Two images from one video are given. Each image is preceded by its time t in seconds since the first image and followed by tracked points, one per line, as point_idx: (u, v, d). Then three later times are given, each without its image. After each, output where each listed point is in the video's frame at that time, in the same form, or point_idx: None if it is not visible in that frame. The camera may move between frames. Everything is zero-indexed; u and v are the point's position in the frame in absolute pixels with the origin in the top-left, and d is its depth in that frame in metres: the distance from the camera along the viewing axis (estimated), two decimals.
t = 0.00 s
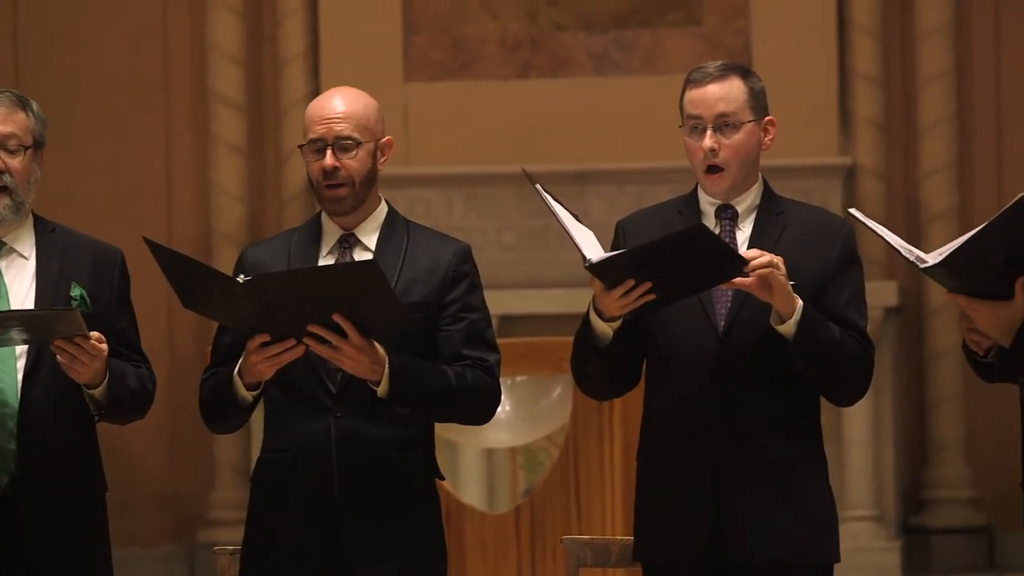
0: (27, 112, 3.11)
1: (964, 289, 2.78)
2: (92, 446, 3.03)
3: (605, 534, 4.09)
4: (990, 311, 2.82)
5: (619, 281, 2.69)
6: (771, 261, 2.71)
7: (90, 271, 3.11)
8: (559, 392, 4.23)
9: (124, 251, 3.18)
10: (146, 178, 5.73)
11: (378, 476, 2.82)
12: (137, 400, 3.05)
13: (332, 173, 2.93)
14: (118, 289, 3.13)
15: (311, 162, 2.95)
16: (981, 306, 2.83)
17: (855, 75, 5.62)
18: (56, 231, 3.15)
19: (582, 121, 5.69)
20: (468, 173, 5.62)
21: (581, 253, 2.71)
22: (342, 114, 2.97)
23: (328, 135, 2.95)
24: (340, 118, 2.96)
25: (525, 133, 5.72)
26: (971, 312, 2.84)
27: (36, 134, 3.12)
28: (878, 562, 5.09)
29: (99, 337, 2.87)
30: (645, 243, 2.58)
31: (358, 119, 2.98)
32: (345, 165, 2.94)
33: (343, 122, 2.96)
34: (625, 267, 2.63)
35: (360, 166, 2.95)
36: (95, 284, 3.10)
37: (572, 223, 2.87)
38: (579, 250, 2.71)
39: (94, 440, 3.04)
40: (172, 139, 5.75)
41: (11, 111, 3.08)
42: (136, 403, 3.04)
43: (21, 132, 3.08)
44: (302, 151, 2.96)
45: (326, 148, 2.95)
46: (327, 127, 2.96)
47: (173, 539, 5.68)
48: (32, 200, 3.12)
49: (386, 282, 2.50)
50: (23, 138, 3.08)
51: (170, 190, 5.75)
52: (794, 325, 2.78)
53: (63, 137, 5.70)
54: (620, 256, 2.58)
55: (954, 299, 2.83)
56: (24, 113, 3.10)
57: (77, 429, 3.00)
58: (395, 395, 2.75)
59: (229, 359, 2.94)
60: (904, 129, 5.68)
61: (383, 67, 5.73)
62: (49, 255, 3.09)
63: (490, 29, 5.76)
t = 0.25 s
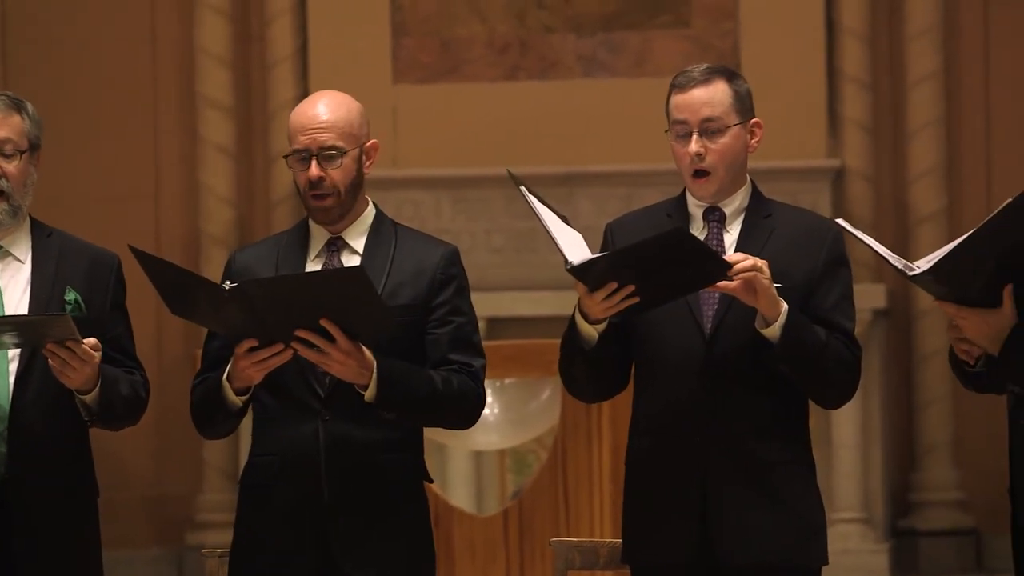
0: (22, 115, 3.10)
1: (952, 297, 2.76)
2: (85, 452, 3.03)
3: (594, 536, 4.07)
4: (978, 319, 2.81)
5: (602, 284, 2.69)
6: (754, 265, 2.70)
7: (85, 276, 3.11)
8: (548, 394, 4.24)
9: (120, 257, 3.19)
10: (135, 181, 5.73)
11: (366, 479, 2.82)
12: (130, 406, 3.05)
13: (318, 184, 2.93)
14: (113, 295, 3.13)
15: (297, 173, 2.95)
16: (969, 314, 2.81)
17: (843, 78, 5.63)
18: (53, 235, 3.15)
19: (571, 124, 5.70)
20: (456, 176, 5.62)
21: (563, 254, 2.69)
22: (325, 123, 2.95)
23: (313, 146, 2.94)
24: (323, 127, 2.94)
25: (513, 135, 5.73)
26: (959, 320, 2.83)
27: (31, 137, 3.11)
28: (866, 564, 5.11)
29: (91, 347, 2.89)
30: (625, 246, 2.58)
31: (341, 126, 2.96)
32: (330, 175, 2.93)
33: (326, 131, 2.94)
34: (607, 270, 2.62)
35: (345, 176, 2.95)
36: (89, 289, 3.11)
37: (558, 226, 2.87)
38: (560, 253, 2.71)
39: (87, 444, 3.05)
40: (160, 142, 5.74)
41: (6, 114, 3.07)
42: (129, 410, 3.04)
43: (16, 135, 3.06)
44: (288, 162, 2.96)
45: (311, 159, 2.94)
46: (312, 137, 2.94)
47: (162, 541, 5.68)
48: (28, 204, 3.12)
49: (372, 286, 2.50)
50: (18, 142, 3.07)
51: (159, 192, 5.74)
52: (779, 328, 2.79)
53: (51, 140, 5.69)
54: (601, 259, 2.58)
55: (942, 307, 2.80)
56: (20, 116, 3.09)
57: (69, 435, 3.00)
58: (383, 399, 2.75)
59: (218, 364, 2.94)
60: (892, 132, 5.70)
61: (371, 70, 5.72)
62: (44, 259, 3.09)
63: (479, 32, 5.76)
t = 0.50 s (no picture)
0: (16, 117, 3.10)
1: (937, 298, 2.72)
2: (76, 455, 3.02)
3: (582, 536, 4.07)
4: (962, 321, 2.76)
5: (586, 284, 2.69)
6: (740, 267, 2.71)
7: (79, 278, 3.11)
8: (536, 395, 4.25)
9: (115, 260, 3.18)
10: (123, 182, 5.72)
11: (354, 480, 2.81)
12: (123, 409, 3.03)
13: (313, 189, 2.91)
14: (106, 297, 3.12)
15: (291, 178, 2.93)
16: (953, 316, 2.76)
17: (831, 80, 5.64)
18: (48, 237, 3.15)
19: (560, 124, 5.70)
20: (445, 177, 5.61)
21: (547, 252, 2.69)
22: (320, 129, 2.94)
23: (308, 152, 2.93)
24: (318, 132, 2.93)
25: (502, 136, 5.73)
26: (942, 321, 2.78)
27: (25, 140, 3.12)
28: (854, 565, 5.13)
29: (82, 346, 2.87)
30: (609, 247, 2.58)
31: (336, 131, 2.96)
32: (325, 181, 2.92)
33: (321, 137, 2.93)
34: (591, 270, 2.62)
35: (340, 181, 2.94)
36: (83, 291, 3.10)
37: (545, 225, 2.87)
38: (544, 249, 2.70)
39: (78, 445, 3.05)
40: (148, 143, 5.73)
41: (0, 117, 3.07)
42: (121, 413, 3.03)
43: (9, 137, 3.07)
44: (280, 167, 2.94)
45: (305, 164, 2.92)
46: (306, 143, 2.93)
47: (150, 542, 5.67)
48: (21, 206, 3.12)
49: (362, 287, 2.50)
50: (12, 144, 3.07)
51: (147, 193, 5.73)
52: (765, 330, 2.79)
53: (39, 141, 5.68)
54: (585, 259, 2.59)
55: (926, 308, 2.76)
56: (14, 118, 3.09)
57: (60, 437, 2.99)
58: (372, 401, 2.75)
59: (207, 364, 2.94)
60: (880, 133, 5.71)
61: (360, 70, 5.72)
62: (39, 261, 3.10)
63: (467, 32, 5.75)
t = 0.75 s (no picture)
0: (13, 120, 3.07)
1: (913, 288, 2.62)
2: (71, 457, 3.02)
3: (574, 536, 4.07)
4: (939, 311, 2.66)
5: (575, 286, 2.70)
6: (730, 271, 2.73)
7: (75, 280, 3.11)
8: (529, 396, 4.26)
9: (111, 262, 3.18)
10: (115, 183, 5.71)
11: (347, 480, 2.82)
12: (118, 411, 3.04)
13: (318, 191, 2.92)
14: (103, 299, 3.13)
15: (295, 177, 2.93)
16: (931, 305, 2.66)
17: (823, 82, 5.65)
18: (44, 238, 3.15)
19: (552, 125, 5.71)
20: (437, 178, 5.62)
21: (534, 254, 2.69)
22: (327, 131, 2.95)
23: (315, 154, 2.93)
24: (325, 134, 2.94)
25: (494, 137, 5.73)
26: (919, 310, 2.68)
27: (21, 142, 3.08)
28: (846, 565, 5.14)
29: (76, 350, 2.87)
30: (598, 250, 2.58)
31: (342, 134, 2.96)
32: (331, 184, 2.93)
33: (328, 139, 2.94)
34: (581, 272, 2.63)
35: (344, 184, 2.95)
36: (79, 293, 3.10)
37: (537, 225, 2.88)
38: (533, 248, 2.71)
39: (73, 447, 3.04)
40: (141, 144, 5.73)
41: None
42: (117, 415, 3.03)
43: (4, 139, 3.03)
44: (285, 166, 2.94)
45: (312, 166, 2.93)
46: (313, 144, 2.93)
47: (142, 543, 5.66)
48: (17, 209, 3.10)
49: (360, 282, 2.50)
50: (6, 149, 3.04)
51: (139, 194, 5.73)
52: (755, 333, 2.80)
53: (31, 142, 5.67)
54: (575, 261, 2.59)
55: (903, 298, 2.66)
56: (11, 121, 3.06)
57: (55, 438, 2.99)
58: (367, 399, 2.75)
59: (201, 362, 2.94)
60: (871, 135, 5.72)
61: (352, 71, 5.72)
62: (36, 263, 3.10)
63: (459, 34, 5.76)
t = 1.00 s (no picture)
0: (8, 120, 3.06)
1: (877, 282, 2.67)
2: (65, 459, 3.02)
3: (564, 537, 4.09)
4: (903, 303, 2.72)
5: (563, 283, 2.70)
6: (719, 270, 2.72)
7: (70, 281, 3.11)
8: (519, 396, 4.22)
9: (106, 263, 3.18)
10: (105, 183, 5.70)
11: (339, 480, 2.81)
12: (112, 413, 3.03)
13: (312, 192, 2.92)
14: (97, 300, 3.12)
15: (289, 179, 2.93)
16: (894, 299, 2.72)
17: (813, 82, 5.66)
18: (38, 239, 3.15)
19: (543, 125, 5.71)
20: (428, 177, 5.61)
21: (525, 249, 2.69)
22: (320, 132, 2.94)
23: (309, 155, 2.93)
24: (319, 136, 2.94)
25: (485, 137, 5.73)
26: (883, 304, 2.74)
27: (16, 143, 3.06)
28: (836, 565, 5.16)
29: (70, 351, 2.88)
30: (585, 247, 2.58)
31: (335, 134, 2.96)
32: (324, 184, 2.93)
33: (322, 141, 2.94)
34: (568, 269, 2.63)
35: (337, 184, 2.95)
36: (73, 294, 3.10)
37: (527, 222, 2.88)
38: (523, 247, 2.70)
39: (68, 448, 3.05)
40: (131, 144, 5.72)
41: None
42: (110, 417, 3.03)
43: None
44: (279, 168, 2.94)
45: (306, 168, 2.93)
46: (307, 146, 2.93)
47: (132, 544, 5.65)
48: (11, 209, 3.09)
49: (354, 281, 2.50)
50: (2, 148, 3.02)
51: (129, 194, 5.72)
52: (745, 333, 2.80)
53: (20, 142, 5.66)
54: (562, 258, 2.59)
55: (866, 292, 2.72)
56: (5, 122, 3.05)
57: (48, 440, 2.99)
58: (361, 401, 2.75)
59: (194, 363, 2.93)
60: (860, 135, 5.73)
61: (343, 71, 5.72)
62: (30, 263, 3.09)
63: (450, 34, 5.76)
